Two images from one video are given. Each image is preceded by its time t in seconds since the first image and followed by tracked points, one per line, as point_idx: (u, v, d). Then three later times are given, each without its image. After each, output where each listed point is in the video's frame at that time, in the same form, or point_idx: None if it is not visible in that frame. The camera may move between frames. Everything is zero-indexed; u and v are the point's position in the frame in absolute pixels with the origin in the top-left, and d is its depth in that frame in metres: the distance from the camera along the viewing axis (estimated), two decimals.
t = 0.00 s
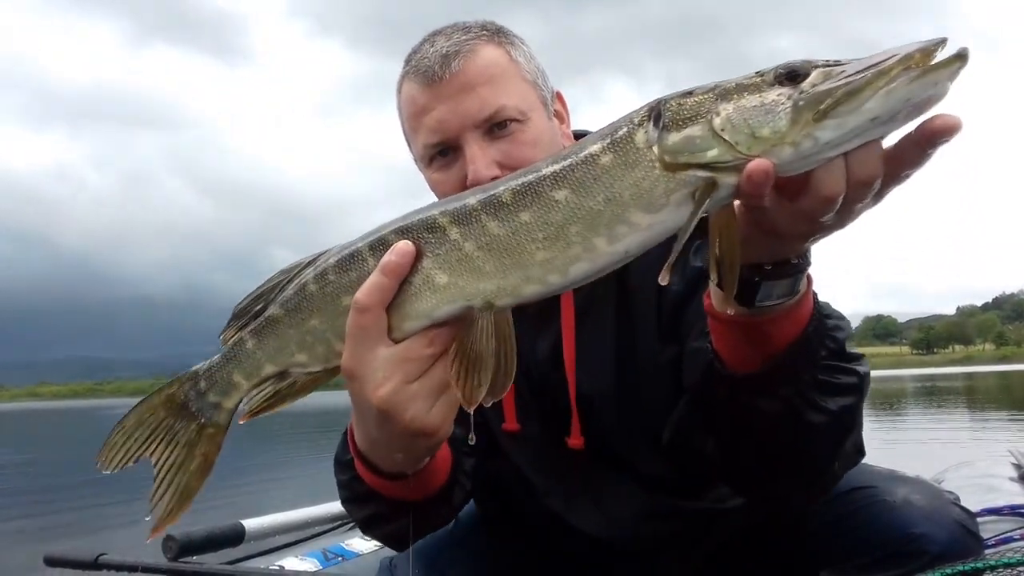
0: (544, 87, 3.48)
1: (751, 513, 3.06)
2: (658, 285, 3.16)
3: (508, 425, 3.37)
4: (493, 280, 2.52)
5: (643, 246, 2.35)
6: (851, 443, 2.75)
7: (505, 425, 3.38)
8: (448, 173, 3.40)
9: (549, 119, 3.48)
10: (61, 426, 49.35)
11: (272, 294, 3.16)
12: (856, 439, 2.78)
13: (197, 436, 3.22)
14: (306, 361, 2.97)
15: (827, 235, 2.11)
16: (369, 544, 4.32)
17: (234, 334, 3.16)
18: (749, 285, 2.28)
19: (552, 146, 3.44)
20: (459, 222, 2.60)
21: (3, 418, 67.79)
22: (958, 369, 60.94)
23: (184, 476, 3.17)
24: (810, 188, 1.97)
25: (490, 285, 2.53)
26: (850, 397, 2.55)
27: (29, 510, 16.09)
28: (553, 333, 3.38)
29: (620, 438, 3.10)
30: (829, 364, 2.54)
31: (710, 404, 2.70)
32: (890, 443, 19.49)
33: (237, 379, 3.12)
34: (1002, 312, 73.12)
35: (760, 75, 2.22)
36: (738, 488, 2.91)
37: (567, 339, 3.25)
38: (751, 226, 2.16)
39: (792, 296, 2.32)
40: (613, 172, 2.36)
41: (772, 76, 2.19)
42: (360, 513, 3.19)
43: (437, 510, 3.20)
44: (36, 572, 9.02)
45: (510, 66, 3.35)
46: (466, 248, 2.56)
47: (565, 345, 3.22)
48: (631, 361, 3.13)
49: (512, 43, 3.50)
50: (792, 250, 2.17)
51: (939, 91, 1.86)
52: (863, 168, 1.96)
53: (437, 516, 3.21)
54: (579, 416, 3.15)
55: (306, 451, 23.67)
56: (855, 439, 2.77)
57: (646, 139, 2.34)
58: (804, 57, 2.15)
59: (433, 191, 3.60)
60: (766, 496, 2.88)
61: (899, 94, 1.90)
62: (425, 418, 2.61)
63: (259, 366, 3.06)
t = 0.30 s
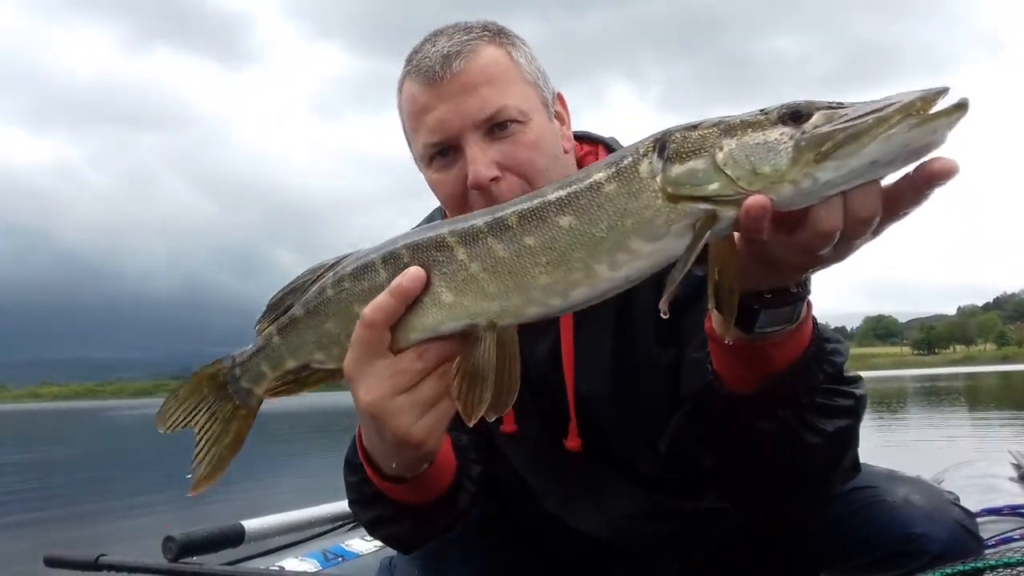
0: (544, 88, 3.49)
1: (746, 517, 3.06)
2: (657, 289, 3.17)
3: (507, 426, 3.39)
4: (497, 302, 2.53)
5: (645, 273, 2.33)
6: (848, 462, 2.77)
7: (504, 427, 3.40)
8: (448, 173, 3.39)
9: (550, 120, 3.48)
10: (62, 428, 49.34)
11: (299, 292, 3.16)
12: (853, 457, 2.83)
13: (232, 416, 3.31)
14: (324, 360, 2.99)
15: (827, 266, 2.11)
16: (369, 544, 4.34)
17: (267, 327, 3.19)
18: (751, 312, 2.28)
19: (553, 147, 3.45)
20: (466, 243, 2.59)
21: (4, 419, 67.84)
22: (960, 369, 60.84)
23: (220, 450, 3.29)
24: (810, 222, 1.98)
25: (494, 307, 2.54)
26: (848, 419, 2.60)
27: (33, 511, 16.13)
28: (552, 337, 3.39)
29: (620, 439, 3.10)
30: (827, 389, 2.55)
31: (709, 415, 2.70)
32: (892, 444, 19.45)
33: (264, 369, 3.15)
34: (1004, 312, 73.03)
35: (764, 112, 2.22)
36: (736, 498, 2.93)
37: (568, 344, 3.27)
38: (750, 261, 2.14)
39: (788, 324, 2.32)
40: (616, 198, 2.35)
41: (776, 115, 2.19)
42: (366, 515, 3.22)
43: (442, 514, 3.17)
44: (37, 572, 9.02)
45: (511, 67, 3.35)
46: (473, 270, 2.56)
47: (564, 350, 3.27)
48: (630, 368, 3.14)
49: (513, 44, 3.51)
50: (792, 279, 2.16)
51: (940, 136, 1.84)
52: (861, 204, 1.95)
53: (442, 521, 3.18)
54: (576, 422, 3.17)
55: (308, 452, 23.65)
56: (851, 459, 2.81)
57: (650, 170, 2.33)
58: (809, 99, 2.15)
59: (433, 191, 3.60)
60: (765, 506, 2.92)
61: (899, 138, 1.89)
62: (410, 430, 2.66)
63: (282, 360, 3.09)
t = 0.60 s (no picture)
0: (544, 87, 3.49)
1: (751, 514, 3.02)
2: (658, 289, 3.19)
3: (507, 425, 3.41)
4: (522, 311, 2.46)
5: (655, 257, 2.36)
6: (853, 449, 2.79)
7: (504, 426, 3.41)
8: (449, 172, 3.39)
9: (549, 118, 3.48)
10: (64, 427, 49.39)
11: (299, 334, 2.91)
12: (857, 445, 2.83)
13: (241, 475, 2.98)
14: (343, 398, 2.81)
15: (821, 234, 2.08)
16: (369, 544, 4.34)
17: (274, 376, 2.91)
18: (752, 287, 2.24)
19: (552, 146, 3.45)
20: (482, 263, 2.50)
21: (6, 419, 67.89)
22: (962, 369, 60.82)
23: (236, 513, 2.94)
24: (800, 181, 1.95)
25: (521, 315, 2.47)
26: (853, 401, 2.55)
27: (34, 510, 16.13)
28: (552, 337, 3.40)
29: (620, 438, 3.11)
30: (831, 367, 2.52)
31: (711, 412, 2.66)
32: (893, 443, 19.44)
33: (279, 419, 2.91)
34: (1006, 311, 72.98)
35: (739, 89, 2.25)
36: (737, 494, 2.93)
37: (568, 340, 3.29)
38: (744, 230, 2.12)
39: (790, 300, 2.30)
40: (621, 187, 2.34)
41: (751, 89, 2.22)
42: (370, 525, 3.20)
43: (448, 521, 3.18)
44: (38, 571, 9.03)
45: (510, 66, 3.35)
46: (495, 287, 2.47)
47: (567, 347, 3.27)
48: (630, 369, 3.15)
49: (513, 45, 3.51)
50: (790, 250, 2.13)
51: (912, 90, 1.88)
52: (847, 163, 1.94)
53: (448, 527, 3.19)
54: (579, 421, 3.15)
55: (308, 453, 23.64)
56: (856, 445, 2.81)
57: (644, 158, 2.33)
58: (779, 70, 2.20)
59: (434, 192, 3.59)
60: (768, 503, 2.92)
61: (872, 95, 1.93)
62: (414, 462, 2.58)
63: (298, 405, 2.87)
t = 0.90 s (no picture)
0: (523, 82, 3.22)
1: (750, 504, 3.06)
2: (656, 268, 3.15)
3: (508, 410, 3.39)
4: (526, 309, 2.43)
5: (633, 230, 2.37)
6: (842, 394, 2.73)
7: (504, 411, 3.41)
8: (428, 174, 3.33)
9: (526, 120, 3.25)
10: (71, 425, 49.56)
11: (308, 387, 2.80)
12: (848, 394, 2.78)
13: (271, 535, 2.82)
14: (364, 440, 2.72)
15: (775, 175, 2.09)
16: (370, 544, 4.40)
17: (292, 430, 2.79)
18: (725, 241, 2.23)
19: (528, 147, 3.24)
20: (473, 279, 2.46)
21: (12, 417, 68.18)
22: (968, 368, 60.58)
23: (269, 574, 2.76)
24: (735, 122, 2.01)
25: (524, 313, 2.44)
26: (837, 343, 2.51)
27: (41, 514, 16.16)
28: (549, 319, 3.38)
29: (620, 427, 3.10)
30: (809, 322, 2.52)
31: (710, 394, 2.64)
32: (901, 443, 19.34)
33: (304, 471, 2.77)
34: (1012, 309, 72.69)
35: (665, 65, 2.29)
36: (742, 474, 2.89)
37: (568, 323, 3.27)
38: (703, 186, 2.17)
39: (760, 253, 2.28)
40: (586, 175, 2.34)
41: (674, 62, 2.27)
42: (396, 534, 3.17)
43: (466, 532, 3.16)
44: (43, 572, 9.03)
45: (482, 71, 3.13)
46: (491, 296, 2.43)
47: (567, 331, 3.27)
48: (629, 356, 3.13)
49: (492, 37, 3.26)
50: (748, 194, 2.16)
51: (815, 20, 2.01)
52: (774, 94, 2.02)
53: (465, 538, 3.17)
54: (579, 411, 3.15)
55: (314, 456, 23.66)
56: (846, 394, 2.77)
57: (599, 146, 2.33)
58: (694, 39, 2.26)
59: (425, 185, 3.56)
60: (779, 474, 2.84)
61: (779, 36, 2.06)
62: (434, 498, 2.61)
63: (319, 454, 2.75)
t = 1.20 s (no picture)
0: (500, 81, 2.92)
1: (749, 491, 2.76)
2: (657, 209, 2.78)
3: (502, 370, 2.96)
4: (454, 329, 2.07)
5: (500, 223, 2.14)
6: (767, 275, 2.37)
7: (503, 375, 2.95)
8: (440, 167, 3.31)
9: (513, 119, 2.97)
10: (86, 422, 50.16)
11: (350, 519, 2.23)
12: (791, 296, 2.40)
13: None
14: (419, 521, 2.08)
15: (589, 124, 2.10)
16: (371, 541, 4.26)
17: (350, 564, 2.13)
18: (593, 196, 2.13)
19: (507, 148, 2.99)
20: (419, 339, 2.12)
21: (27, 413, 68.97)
22: (979, 366, 60.40)
23: None
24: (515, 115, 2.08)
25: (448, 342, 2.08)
26: (731, 259, 2.28)
27: (48, 511, 16.15)
28: (539, 247, 3.00)
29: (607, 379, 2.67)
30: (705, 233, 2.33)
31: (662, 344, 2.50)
32: (909, 441, 19.35)
33: None
34: None
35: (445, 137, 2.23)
36: (731, 418, 2.50)
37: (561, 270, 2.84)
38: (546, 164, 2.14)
39: (630, 185, 2.18)
40: (445, 225, 2.12)
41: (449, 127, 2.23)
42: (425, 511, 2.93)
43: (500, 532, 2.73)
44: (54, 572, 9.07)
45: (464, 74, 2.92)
46: (431, 340, 2.09)
47: (562, 281, 2.83)
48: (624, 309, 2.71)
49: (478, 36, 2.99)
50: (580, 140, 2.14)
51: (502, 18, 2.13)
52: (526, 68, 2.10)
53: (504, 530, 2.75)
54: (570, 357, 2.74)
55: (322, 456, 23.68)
56: (786, 293, 2.39)
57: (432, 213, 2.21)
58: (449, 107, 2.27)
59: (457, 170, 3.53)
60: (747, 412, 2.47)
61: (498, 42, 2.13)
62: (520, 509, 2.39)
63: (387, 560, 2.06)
